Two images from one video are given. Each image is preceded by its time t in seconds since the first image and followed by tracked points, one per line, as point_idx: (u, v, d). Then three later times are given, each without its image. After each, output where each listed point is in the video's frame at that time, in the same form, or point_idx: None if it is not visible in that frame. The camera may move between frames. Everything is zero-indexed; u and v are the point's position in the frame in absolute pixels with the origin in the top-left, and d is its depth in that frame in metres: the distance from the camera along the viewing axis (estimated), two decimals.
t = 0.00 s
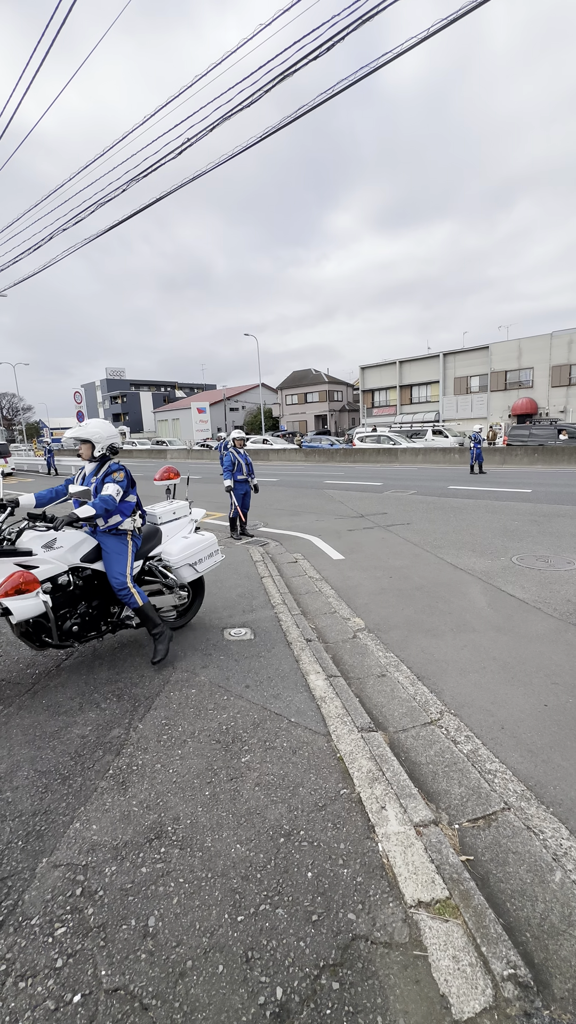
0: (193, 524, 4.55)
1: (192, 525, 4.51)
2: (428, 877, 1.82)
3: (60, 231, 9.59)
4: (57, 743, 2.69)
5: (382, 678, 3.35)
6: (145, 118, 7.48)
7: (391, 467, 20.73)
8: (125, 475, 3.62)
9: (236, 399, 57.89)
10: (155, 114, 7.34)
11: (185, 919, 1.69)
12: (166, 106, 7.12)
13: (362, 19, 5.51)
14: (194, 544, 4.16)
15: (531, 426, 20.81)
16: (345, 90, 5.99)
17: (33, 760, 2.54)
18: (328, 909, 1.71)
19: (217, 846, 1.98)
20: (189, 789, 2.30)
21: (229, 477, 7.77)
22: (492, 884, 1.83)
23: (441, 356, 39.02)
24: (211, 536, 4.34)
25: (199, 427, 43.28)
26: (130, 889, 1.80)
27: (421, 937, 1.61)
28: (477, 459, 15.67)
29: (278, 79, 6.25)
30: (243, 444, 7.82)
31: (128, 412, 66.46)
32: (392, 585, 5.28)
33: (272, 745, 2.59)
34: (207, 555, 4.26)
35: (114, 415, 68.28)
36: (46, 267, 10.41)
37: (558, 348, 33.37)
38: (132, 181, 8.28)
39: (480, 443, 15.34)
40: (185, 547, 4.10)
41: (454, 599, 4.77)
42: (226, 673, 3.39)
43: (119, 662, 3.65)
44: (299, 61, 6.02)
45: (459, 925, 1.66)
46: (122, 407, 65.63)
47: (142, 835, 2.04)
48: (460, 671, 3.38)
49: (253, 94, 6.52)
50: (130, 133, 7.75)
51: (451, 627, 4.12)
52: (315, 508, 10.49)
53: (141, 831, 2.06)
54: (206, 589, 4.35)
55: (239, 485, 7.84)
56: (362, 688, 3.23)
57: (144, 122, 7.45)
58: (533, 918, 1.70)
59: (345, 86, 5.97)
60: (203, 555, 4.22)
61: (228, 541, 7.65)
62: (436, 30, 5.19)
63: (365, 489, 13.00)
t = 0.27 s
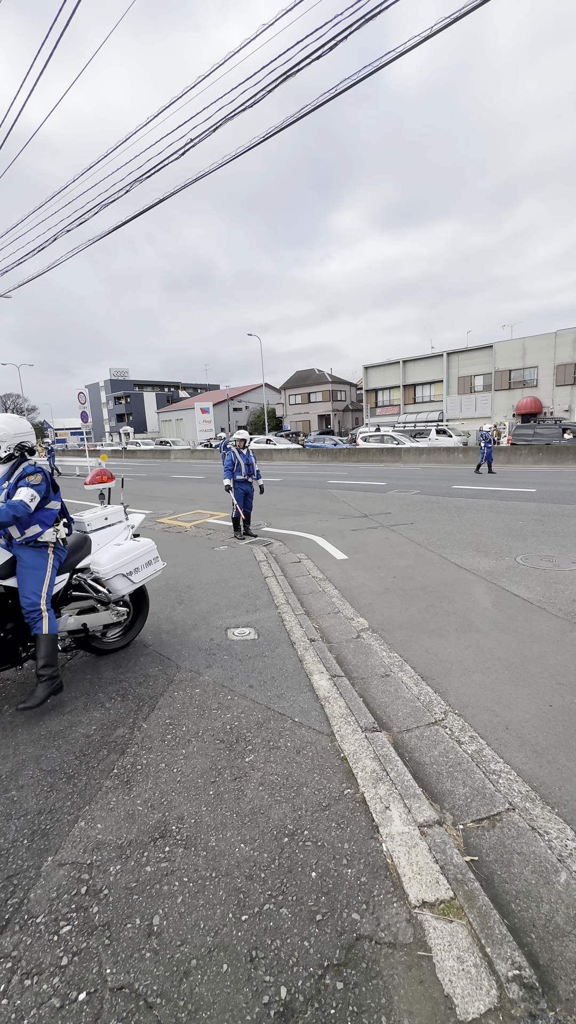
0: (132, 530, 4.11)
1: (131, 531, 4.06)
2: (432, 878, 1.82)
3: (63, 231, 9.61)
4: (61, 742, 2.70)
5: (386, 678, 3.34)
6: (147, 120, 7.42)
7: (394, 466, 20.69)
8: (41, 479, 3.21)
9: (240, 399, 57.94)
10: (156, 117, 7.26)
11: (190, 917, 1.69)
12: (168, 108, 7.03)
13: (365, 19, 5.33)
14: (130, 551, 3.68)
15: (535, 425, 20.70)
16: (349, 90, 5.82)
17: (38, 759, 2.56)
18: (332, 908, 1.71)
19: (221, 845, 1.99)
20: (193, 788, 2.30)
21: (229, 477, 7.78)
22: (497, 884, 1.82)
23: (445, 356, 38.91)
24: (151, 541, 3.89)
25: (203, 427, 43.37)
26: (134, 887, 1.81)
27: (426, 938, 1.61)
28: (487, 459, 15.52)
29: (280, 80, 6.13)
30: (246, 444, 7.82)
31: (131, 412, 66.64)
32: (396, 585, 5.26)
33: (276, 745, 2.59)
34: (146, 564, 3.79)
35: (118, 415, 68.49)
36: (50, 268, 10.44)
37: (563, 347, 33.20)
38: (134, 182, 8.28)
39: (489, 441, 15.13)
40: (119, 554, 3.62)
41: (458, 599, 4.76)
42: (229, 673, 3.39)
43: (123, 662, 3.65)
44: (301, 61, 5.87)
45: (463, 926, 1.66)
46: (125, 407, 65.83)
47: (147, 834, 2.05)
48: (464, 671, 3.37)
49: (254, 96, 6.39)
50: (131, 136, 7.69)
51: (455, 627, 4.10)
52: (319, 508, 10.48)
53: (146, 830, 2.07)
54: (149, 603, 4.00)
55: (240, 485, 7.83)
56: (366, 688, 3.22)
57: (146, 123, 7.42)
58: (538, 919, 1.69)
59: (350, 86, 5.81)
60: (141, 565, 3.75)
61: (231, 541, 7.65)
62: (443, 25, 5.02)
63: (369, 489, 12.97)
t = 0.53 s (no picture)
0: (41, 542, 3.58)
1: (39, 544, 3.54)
2: (435, 878, 1.82)
3: (67, 232, 9.70)
4: (65, 741, 2.71)
5: (388, 678, 3.34)
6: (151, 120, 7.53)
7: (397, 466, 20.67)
8: None
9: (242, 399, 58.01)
10: (161, 117, 7.38)
11: (192, 917, 1.69)
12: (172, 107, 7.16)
13: (368, 17, 5.51)
14: (28, 572, 3.17)
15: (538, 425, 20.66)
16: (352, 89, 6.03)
17: (41, 758, 2.57)
18: (335, 908, 1.71)
19: (223, 845, 1.99)
20: (195, 788, 2.30)
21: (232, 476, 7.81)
22: (499, 885, 1.82)
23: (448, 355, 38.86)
24: (59, 556, 3.39)
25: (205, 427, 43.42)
26: (137, 887, 1.81)
27: (428, 938, 1.61)
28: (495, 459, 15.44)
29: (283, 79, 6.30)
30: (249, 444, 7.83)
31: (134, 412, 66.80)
32: (398, 585, 5.26)
33: (278, 745, 2.59)
34: (51, 583, 3.30)
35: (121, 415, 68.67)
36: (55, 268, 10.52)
37: (566, 346, 33.09)
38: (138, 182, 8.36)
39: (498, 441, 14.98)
40: (14, 576, 3.09)
41: (461, 599, 4.75)
42: (232, 673, 3.39)
43: (125, 662, 3.66)
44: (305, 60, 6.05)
45: (466, 926, 1.65)
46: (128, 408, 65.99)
47: (149, 834, 2.05)
48: (467, 671, 3.37)
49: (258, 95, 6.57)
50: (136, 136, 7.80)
51: (458, 627, 4.10)
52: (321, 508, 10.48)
53: (148, 830, 2.07)
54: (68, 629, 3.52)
55: (241, 485, 7.82)
56: (369, 688, 3.22)
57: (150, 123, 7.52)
58: (540, 920, 1.69)
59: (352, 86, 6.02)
60: (45, 585, 3.27)
61: (233, 541, 7.66)
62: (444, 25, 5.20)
63: (371, 488, 12.96)
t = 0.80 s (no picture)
0: None
1: None
2: (435, 878, 1.82)
3: (68, 231, 9.71)
4: (66, 739, 2.71)
5: (389, 678, 3.34)
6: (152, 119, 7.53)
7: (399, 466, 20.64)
8: None
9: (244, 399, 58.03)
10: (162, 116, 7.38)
11: (193, 915, 1.69)
12: (174, 106, 7.15)
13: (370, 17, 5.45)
14: None
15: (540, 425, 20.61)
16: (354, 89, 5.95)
17: (43, 756, 2.57)
18: (335, 908, 1.71)
19: (224, 844, 1.99)
20: (196, 787, 2.30)
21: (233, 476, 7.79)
22: (500, 885, 1.82)
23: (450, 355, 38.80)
24: None
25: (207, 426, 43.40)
26: (138, 885, 1.82)
27: (428, 938, 1.61)
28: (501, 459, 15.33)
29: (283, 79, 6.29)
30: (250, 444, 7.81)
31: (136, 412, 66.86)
32: (400, 585, 5.25)
33: (279, 744, 2.59)
34: None
35: (123, 415, 68.77)
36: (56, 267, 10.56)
37: (569, 346, 33.00)
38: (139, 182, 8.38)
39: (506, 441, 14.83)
40: None
41: (462, 599, 4.74)
42: (233, 672, 3.40)
43: (127, 661, 3.66)
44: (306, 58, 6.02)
45: (467, 927, 1.65)
46: (130, 407, 66.07)
47: (150, 833, 2.06)
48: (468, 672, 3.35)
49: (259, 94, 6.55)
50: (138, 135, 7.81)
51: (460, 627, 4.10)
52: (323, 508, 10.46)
53: (149, 829, 2.08)
54: None
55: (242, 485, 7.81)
56: (370, 688, 3.21)
57: (151, 122, 7.52)
58: (541, 920, 1.69)
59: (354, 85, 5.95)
60: None
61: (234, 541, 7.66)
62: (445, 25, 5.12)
63: (373, 488, 12.94)
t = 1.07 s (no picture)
0: None
1: None
2: (435, 879, 1.82)
3: (71, 230, 9.77)
4: (67, 738, 2.72)
5: (390, 678, 3.34)
6: (156, 119, 7.59)
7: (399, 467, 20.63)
8: None
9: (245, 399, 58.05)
10: (165, 115, 7.44)
11: (193, 915, 1.70)
12: (177, 105, 7.22)
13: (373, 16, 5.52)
14: None
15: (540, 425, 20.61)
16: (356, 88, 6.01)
17: (43, 755, 2.57)
18: (335, 908, 1.71)
19: (224, 844, 1.99)
20: (196, 786, 2.30)
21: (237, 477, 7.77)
22: (500, 886, 1.82)
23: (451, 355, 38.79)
24: None
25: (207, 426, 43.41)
26: (137, 884, 1.82)
27: (428, 939, 1.61)
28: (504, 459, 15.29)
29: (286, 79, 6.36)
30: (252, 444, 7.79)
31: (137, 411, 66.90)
32: (401, 585, 5.24)
33: (279, 744, 2.59)
34: None
35: (124, 414, 68.81)
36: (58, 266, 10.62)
37: (570, 346, 32.99)
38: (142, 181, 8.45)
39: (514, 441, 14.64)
40: None
41: (463, 599, 4.74)
42: (233, 672, 3.40)
43: (127, 660, 3.66)
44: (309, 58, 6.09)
45: (466, 927, 1.65)
46: (131, 407, 66.12)
47: (150, 832, 2.06)
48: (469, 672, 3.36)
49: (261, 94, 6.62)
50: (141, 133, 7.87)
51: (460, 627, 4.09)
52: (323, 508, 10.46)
53: (149, 828, 2.08)
54: None
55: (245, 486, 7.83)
56: (370, 689, 3.21)
57: (155, 122, 7.58)
58: (541, 920, 1.69)
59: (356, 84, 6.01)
60: None
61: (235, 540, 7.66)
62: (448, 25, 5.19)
63: (374, 488, 12.94)
